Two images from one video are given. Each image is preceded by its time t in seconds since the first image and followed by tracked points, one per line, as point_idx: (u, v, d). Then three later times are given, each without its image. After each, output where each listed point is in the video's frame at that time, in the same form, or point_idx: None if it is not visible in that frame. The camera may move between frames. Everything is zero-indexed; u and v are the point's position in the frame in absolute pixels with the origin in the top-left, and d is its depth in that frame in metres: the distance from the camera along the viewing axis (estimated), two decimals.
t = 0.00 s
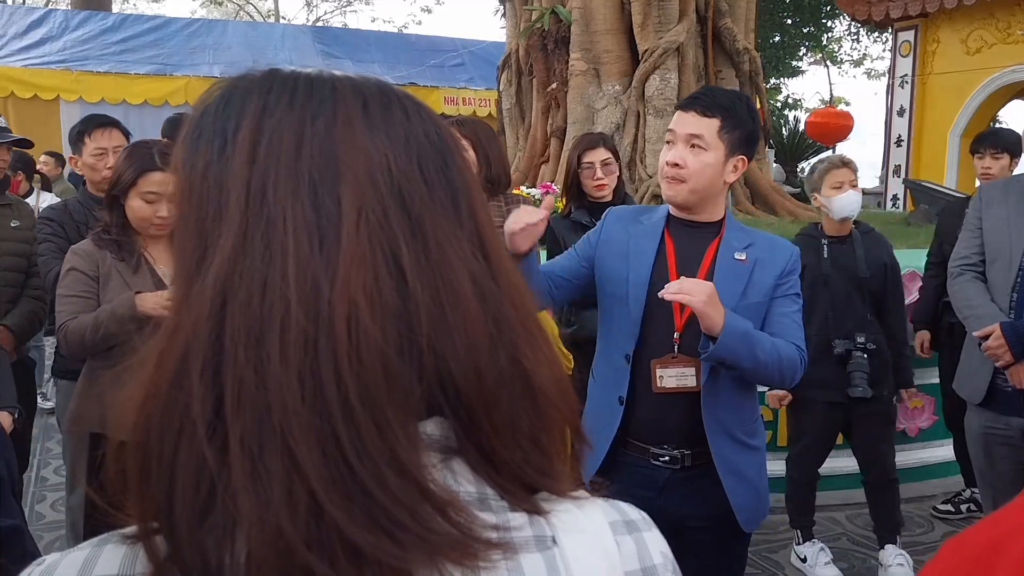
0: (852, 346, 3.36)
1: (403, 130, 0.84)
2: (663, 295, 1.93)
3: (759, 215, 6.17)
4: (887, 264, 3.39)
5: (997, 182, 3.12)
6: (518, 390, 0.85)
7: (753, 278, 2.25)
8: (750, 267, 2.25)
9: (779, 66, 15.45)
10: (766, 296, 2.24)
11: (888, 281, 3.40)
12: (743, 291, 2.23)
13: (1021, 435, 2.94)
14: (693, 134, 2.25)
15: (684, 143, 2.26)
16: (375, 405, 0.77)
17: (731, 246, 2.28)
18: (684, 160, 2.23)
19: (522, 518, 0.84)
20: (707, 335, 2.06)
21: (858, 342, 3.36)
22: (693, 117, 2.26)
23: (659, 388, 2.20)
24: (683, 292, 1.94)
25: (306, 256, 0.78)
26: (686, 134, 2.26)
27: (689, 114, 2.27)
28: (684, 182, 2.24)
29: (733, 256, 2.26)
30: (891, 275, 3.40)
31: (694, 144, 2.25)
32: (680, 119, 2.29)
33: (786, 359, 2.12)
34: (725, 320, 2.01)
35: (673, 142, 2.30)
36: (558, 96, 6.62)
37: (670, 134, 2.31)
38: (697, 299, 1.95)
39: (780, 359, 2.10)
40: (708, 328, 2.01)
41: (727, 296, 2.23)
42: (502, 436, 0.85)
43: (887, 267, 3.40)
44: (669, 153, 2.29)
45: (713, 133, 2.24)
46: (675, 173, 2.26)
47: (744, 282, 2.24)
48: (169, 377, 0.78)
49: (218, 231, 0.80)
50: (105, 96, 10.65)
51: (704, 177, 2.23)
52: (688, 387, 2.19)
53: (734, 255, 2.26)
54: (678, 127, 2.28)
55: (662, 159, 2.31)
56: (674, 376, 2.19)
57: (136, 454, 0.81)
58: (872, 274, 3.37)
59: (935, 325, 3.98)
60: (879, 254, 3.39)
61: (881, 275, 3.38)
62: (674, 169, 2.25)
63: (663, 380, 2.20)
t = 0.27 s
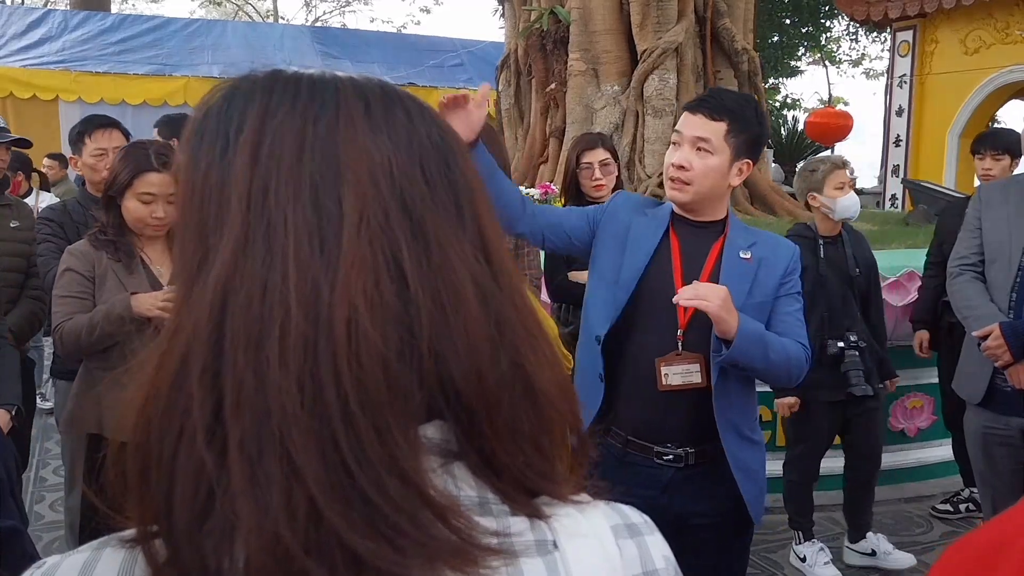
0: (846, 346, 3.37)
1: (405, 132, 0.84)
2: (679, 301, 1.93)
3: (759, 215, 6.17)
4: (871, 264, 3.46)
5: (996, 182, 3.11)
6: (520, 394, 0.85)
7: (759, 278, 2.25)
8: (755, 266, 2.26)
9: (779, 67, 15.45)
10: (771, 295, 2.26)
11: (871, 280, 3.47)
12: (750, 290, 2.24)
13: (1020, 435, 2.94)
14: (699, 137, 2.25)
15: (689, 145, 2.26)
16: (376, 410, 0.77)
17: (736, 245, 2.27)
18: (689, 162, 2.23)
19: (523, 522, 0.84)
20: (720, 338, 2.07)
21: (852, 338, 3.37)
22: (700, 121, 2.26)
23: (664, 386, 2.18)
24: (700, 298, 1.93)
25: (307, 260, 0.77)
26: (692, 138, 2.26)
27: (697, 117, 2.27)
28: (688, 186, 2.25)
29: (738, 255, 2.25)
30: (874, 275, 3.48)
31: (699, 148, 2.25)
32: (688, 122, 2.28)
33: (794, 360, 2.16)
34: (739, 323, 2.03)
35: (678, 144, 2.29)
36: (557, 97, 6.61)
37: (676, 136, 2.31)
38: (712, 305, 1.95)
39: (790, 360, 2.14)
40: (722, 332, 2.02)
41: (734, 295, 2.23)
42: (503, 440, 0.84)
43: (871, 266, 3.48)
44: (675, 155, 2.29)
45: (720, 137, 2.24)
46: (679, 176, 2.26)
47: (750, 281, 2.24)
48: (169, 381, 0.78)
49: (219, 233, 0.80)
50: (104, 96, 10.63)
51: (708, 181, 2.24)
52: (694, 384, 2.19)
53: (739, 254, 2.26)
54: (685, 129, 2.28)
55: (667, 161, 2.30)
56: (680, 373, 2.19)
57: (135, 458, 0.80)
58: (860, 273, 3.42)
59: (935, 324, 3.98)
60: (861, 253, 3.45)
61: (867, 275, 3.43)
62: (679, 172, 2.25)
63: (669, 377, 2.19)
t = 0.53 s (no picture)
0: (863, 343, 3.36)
1: (401, 131, 0.83)
2: (692, 310, 1.98)
3: (758, 215, 6.16)
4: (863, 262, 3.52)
5: (996, 181, 3.11)
6: (516, 393, 0.85)
7: (762, 279, 2.27)
8: (758, 268, 2.27)
9: (778, 66, 15.44)
10: (773, 298, 2.28)
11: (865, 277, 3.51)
12: (753, 292, 2.25)
13: (1020, 434, 2.94)
14: (705, 138, 2.24)
15: (695, 145, 2.26)
16: (371, 410, 0.77)
17: (739, 247, 2.27)
18: (694, 162, 2.23)
19: (519, 522, 0.83)
20: (731, 347, 2.11)
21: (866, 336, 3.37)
22: (707, 120, 2.25)
23: (666, 385, 2.19)
24: (712, 308, 1.99)
25: (301, 259, 0.77)
26: (698, 137, 2.25)
27: (702, 117, 2.26)
28: (693, 185, 2.25)
29: (741, 257, 2.26)
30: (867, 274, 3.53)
31: (705, 148, 2.24)
32: (694, 122, 2.28)
33: (796, 362, 2.22)
34: (750, 333, 2.07)
35: (684, 144, 2.29)
36: (557, 96, 6.60)
37: (681, 134, 2.30)
38: (724, 315, 2.01)
39: (793, 364, 2.20)
40: (731, 341, 2.06)
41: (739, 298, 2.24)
42: (499, 440, 0.84)
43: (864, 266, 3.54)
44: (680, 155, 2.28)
45: (725, 137, 2.23)
46: (684, 176, 2.25)
47: (754, 283, 2.25)
48: (163, 382, 0.77)
49: (213, 233, 0.79)
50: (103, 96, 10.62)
51: (713, 181, 2.23)
52: (694, 383, 2.20)
53: (743, 256, 2.26)
54: (691, 129, 2.27)
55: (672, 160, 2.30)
56: (681, 372, 2.19)
57: (129, 459, 0.80)
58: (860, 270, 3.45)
59: (934, 324, 3.98)
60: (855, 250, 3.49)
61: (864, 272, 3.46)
62: (684, 171, 2.24)
63: (671, 376, 2.19)
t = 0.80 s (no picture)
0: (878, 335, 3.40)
1: (391, 129, 0.83)
2: (690, 314, 1.97)
3: (757, 214, 6.16)
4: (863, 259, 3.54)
5: (994, 180, 3.11)
6: (508, 392, 0.84)
7: (760, 281, 2.26)
8: (756, 269, 2.26)
9: (777, 66, 15.45)
10: (772, 298, 2.28)
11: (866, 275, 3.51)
12: (751, 293, 2.24)
13: (1018, 433, 2.93)
14: (703, 136, 2.24)
15: (693, 144, 2.25)
16: (363, 409, 0.76)
17: (737, 248, 2.26)
18: (692, 160, 2.23)
19: (513, 521, 0.83)
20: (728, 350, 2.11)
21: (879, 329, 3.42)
22: (705, 118, 2.25)
23: (663, 385, 2.18)
24: (710, 312, 1.98)
25: (292, 258, 0.76)
26: (696, 136, 2.25)
27: (701, 116, 2.26)
28: (690, 184, 2.24)
29: (739, 258, 2.25)
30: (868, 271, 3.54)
31: (703, 146, 2.24)
32: (692, 120, 2.27)
33: (794, 364, 2.22)
34: (747, 335, 2.07)
35: (682, 142, 2.29)
36: (555, 96, 6.59)
37: (679, 133, 2.30)
38: (722, 319, 2.00)
39: (792, 367, 2.21)
40: (728, 343, 2.06)
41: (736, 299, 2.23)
42: (492, 438, 0.84)
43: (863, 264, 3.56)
44: (677, 154, 2.28)
45: (724, 136, 2.23)
46: (682, 173, 2.25)
47: (752, 283, 2.24)
48: (153, 382, 0.77)
49: (203, 232, 0.79)
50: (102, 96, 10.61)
51: (710, 180, 2.23)
52: (691, 383, 2.18)
53: (741, 258, 2.25)
54: (689, 128, 2.27)
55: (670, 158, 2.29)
56: (678, 372, 2.18)
57: (120, 458, 0.79)
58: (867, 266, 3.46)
59: (933, 323, 3.98)
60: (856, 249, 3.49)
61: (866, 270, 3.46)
62: (682, 168, 2.24)
63: (667, 377, 2.18)
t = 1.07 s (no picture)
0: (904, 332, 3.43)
1: (387, 129, 0.83)
2: (700, 324, 1.97)
3: (757, 214, 6.15)
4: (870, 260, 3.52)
5: (994, 180, 3.11)
6: (506, 393, 0.84)
7: (763, 284, 2.26)
8: (758, 272, 2.25)
9: (775, 66, 15.43)
10: (775, 302, 2.28)
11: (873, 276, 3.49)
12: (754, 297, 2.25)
13: (1018, 433, 2.93)
14: (726, 134, 2.25)
15: (714, 141, 2.25)
16: (359, 412, 0.76)
17: (739, 251, 2.26)
18: (714, 158, 2.22)
19: (511, 524, 0.82)
20: (736, 358, 2.12)
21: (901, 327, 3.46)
22: (727, 118, 2.25)
23: (665, 388, 2.18)
24: (721, 322, 1.98)
25: (288, 259, 0.76)
26: (719, 133, 2.25)
27: (723, 113, 2.26)
28: (712, 182, 2.23)
29: (742, 261, 2.25)
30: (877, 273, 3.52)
31: (726, 145, 2.25)
32: (713, 117, 2.26)
33: (798, 367, 2.22)
34: (755, 343, 2.08)
35: (700, 139, 2.27)
36: (554, 96, 6.58)
37: (696, 129, 2.28)
38: (733, 329, 2.00)
39: (795, 370, 2.21)
40: (738, 351, 2.07)
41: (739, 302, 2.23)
42: (489, 440, 0.83)
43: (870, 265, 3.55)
44: (696, 150, 2.26)
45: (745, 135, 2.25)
46: (701, 171, 2.23)
47: (755, 287, 2.24)
48: (148, 385, 0.77)
49: (198, 234, 0.79)
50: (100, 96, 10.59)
51: (730, 179, 2.23)
52: (693, 386, 2.19)
53: (743, 260, 2.25)
54: (710, 125, 2.26)
55: (686, 155, 2.27)
56: (679, 376, 2.18)
57: (115, 462, 0.79)
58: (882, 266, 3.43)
59: (932, 323, 3.97)
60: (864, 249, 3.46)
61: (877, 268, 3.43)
62: (705, 166, 2.22)
63: (668, 380, 2.18)
